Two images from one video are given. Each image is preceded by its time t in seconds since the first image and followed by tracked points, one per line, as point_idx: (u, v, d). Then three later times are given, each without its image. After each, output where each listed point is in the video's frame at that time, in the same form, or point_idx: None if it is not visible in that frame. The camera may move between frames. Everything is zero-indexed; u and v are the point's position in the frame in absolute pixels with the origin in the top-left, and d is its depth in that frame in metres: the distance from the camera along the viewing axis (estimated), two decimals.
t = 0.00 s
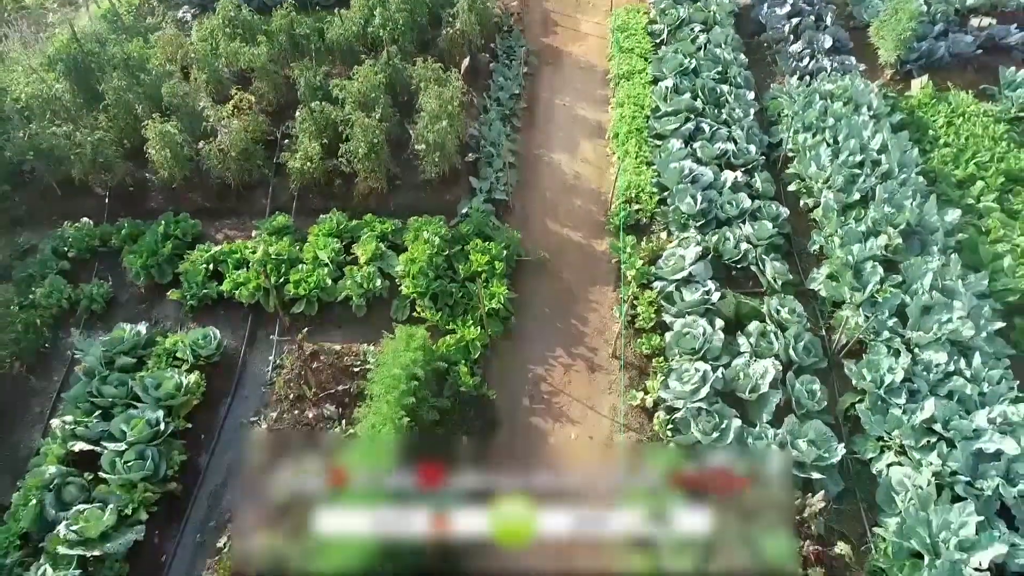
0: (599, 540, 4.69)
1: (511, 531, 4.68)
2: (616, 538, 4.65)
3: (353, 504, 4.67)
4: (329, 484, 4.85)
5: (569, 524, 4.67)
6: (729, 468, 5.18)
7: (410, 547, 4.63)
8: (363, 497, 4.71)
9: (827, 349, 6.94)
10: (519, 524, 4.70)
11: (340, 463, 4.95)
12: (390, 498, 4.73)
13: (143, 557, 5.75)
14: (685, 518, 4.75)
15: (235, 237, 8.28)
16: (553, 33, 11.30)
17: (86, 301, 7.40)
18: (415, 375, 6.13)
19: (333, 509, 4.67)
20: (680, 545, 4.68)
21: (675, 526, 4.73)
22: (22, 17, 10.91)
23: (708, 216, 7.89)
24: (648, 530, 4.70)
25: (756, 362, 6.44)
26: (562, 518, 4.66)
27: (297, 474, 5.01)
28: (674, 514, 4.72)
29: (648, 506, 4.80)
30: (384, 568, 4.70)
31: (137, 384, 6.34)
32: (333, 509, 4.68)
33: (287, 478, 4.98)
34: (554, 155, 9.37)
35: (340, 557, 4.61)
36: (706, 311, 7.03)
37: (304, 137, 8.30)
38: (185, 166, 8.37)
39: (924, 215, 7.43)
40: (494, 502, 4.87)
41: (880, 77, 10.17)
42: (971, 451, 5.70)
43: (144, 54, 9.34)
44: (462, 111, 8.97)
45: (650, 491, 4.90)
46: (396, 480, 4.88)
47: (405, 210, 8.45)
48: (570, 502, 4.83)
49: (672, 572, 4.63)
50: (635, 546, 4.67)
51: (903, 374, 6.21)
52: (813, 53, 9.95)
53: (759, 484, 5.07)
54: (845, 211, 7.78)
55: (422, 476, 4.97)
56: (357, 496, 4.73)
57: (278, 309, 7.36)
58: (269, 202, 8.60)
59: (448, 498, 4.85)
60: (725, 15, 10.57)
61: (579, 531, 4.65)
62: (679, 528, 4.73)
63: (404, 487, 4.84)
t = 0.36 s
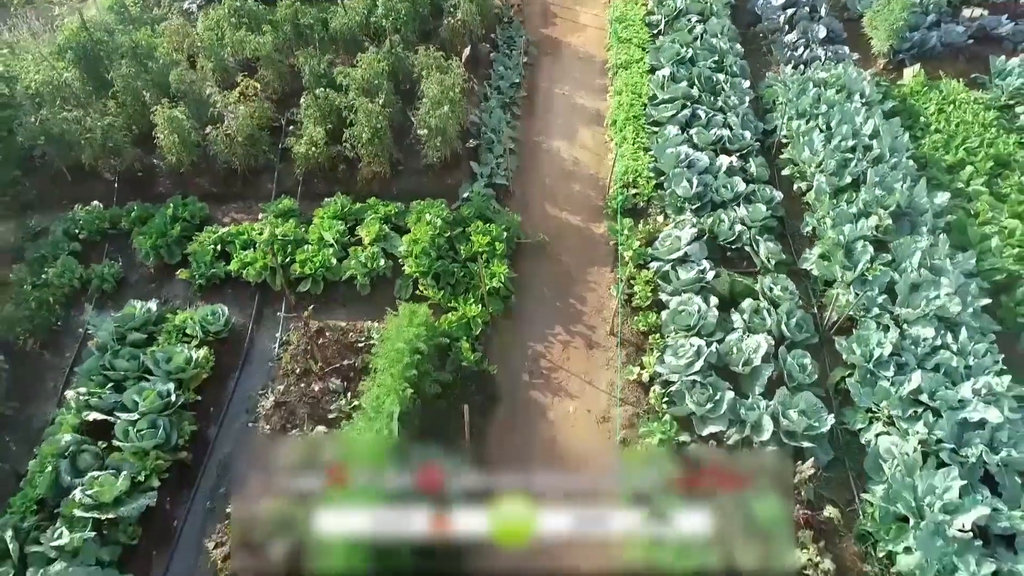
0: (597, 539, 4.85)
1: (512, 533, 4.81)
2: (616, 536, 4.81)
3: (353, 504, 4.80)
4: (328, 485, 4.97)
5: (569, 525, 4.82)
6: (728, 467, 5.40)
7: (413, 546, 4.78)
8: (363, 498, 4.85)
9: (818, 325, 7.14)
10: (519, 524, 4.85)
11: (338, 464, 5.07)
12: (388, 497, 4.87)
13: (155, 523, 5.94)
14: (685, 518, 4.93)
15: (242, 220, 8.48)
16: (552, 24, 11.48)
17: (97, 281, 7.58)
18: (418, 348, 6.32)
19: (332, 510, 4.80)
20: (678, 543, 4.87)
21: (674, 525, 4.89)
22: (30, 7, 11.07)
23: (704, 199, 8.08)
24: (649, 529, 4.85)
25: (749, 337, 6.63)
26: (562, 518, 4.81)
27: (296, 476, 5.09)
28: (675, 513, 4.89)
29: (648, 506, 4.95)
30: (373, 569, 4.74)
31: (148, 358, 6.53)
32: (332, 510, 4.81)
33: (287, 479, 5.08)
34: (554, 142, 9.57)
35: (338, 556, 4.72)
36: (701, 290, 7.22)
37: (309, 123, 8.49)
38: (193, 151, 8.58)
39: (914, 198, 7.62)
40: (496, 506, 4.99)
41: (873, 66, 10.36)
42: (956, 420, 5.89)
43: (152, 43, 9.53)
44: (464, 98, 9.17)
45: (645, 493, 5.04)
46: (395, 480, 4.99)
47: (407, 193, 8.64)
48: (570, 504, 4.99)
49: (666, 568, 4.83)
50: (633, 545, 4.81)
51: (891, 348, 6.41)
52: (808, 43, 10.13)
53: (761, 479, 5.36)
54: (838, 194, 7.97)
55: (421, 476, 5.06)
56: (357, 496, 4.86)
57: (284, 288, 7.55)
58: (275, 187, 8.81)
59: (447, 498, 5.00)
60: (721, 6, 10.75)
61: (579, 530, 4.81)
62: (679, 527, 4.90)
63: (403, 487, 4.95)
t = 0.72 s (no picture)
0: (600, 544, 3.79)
1: (513, 530, 3.78)
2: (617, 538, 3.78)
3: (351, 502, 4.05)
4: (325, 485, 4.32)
5: (569, 526, 3.79)
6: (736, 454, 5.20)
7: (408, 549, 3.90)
8: (361, 498, 4.09)
9: (809, 303, 7.34)
10: (517, 524, 3.81)
11: (341, 464, 4.44)
12: (385, 497, 4.11)
13: (166, 489, 6.13)
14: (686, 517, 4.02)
15: (248, 204, 8.69)
16: (552, 15, 11.67)
17: (107, 261, 7.77)
18: (421, 323, 6.51)
19: (330, 509, 4.05)
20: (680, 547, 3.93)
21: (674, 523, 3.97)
22: None
23: (699, 182, 8.28)
24: (647, 528, 3.91)
25: (742, 313, 6.83)
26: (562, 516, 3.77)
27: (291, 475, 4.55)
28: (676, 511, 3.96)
29: (644, 501, 4.03)
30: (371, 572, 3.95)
31: (159, 333, 6.73)
32: (332, 510, 4.07)
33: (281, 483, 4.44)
34: (553, 130, 9.77)
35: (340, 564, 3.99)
36: (696, 269, 7.42)
37: (313, 110, 8.69)
38: (200, 137, 8.78)
39: (903, 180, 7.82)
40: (498, 502, 4.04)
41: (866, 56, 10.55)
42: (940, 390, 6.09)
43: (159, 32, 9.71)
44: (465, 86, 9.36)
45: (648, 489, 4.12)
46: (394, 479, 4.29)
47: (409, 178, 8.84)
48: (573, 502, 3.97)
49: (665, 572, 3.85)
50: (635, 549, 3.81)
51: (879, 323, 6.61)
52: (802, 33, 10.32)
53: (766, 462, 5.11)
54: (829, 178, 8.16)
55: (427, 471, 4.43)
56: (354, 493, 4.16)
57: (291, 269, 7.75)
58: (280, 172, 9.01)
59: (449, 497, 4.12)
60: None
61: (581, 531, 3.76)
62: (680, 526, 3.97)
63: (405, 487, 4.19)
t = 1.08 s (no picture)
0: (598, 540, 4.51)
1: (513, 533, 4.50)
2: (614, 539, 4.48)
3: (353, 504, 4.68)
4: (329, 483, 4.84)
5: (569, 524, 4.49)
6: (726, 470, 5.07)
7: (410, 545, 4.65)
8: (364, 498, 4.72)
9: (800, 282, 7.55)
10: (519, 525, 4.52)
11: (340, 463, 4.91)
12: (387, 498, 4.74)
13: (177, 457, 6.32)
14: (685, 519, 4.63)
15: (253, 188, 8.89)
16: (551, 6, 11.84)
17: (117, 242, 7.96)
18: (423, 299, 6.73)
19: (333, 510, 4.69)
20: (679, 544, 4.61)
21: (674, 525, 4.60)
22: None
23: (693, 167, 8.48)
24: (648, 528, 4.56)
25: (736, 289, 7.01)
26: (562, 518, 4.48)
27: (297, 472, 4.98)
28: (675, 514, 4.57)
29: (651, 506, 4.61)
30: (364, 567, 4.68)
31: (168, 309, 6.93)
32: (337, 510, 4.69)
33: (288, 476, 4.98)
34: (551, 117, 9.96)
35: (338, 556, 4.64)
36: (691, 250, 7.62)
37: (317, 96, 8.88)
38: (207, 123, 8.99)
39: (893, 164, 8.00)
40: (498, 501, 4.71)
41: (860, 46, 10.73)
42: (926, 362, 6.29)
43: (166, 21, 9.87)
44: (465, 74, 9.55)
45: (652, 491, 4.70)
46: (394, 479, 4.84)
47: (411, 163, 9.04)
48: (571, 503, 4.62)
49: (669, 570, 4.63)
50: (632, 544, 4.54)
51: (867, 299, 6.80)
52: (797, 23, 10.49)
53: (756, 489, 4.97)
54: (821, 163, 8.35)
55: (424, 480, 4.89)
56: (356, 495, 4.74)
57: (297, 249, 7.95)
58: (285, 157, 9.21)
59: (449, 496, 4.81)
60: None
61: (579, 532, 4.48)
62: (677, 528, 4.61)
63: (405, 487, 4.81)
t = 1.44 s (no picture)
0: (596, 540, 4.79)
1: (513, 533, 4.88)
2: (613, 538, 4.76)
3: (354, 504, 4.93)
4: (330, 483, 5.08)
5: (569, 524, 4.85)
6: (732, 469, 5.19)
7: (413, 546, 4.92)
8: (364, 500, 4.99)
9: (792, 261, 7.75)
10: (519, 525, 4.92)
11: (337, 462, 5.16)
12: (389, 498, 5.08)
13: (187, 427, 6.52)
14: (682, 520, 4.84)
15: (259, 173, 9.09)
16: None
17: (126, 224, 8.16)
18: (425, 277, 6.94)
19: (333, 510, 4.93)
20: (678, 544, 4.77)
21: (673, 525, 4.83)
22: None
23: (689, 152, 8.69)
24: (648, 529, 4.80)
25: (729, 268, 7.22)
26: (562, 518, 4.86)
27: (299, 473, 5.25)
28: (674, 513, 4.83)
29: (646, 508, 4.91)
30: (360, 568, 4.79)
31: (178, 286, 7.13)
32: (337, 511, 4.93)
33: (289, 476, 5.22)
34: (550, 105, 10.16)
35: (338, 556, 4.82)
36: (686, 230, 7.82)
37: (321, 83, 9.08)
38: (213, 110, 9.19)
39: (883, 148, 8.21)
40: (496, 503, 5.11)
41: (853, 37, 10.93)
42: (913, 335, 6.48)
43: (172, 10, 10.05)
44: (466, 62, 9.75)
45: (645, 492, 5.01)
46: (393, 480, 5.21)
47: (413, 148, 9.25)
48: (568, 503, 5.01)
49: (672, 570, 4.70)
50: (633, 545, 4.75)
51: (857, 277, 7.00)
52: (791, 13, 10.69)
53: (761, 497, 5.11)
54: (813, 148, 8.55)
55: (424, 481, 5.29)
56: (358, 495, 5.01)
57: (302, 231, 8.15)
58: (289, 143, 9.42)
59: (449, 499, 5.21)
60: None
61: (579, 531, 4.82)
62: (677, 528, 4.82)
63: (406, 489, 5.18)
